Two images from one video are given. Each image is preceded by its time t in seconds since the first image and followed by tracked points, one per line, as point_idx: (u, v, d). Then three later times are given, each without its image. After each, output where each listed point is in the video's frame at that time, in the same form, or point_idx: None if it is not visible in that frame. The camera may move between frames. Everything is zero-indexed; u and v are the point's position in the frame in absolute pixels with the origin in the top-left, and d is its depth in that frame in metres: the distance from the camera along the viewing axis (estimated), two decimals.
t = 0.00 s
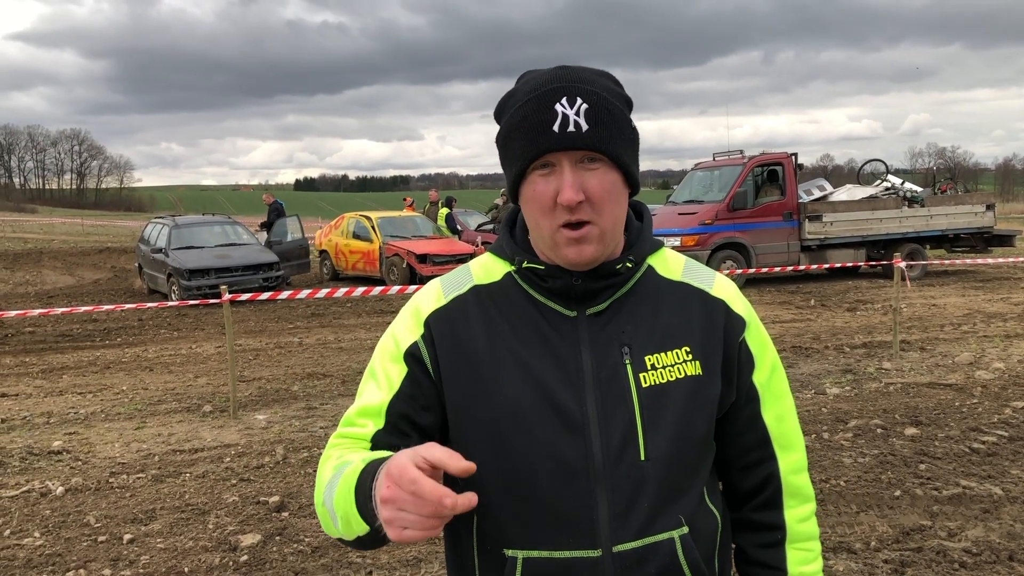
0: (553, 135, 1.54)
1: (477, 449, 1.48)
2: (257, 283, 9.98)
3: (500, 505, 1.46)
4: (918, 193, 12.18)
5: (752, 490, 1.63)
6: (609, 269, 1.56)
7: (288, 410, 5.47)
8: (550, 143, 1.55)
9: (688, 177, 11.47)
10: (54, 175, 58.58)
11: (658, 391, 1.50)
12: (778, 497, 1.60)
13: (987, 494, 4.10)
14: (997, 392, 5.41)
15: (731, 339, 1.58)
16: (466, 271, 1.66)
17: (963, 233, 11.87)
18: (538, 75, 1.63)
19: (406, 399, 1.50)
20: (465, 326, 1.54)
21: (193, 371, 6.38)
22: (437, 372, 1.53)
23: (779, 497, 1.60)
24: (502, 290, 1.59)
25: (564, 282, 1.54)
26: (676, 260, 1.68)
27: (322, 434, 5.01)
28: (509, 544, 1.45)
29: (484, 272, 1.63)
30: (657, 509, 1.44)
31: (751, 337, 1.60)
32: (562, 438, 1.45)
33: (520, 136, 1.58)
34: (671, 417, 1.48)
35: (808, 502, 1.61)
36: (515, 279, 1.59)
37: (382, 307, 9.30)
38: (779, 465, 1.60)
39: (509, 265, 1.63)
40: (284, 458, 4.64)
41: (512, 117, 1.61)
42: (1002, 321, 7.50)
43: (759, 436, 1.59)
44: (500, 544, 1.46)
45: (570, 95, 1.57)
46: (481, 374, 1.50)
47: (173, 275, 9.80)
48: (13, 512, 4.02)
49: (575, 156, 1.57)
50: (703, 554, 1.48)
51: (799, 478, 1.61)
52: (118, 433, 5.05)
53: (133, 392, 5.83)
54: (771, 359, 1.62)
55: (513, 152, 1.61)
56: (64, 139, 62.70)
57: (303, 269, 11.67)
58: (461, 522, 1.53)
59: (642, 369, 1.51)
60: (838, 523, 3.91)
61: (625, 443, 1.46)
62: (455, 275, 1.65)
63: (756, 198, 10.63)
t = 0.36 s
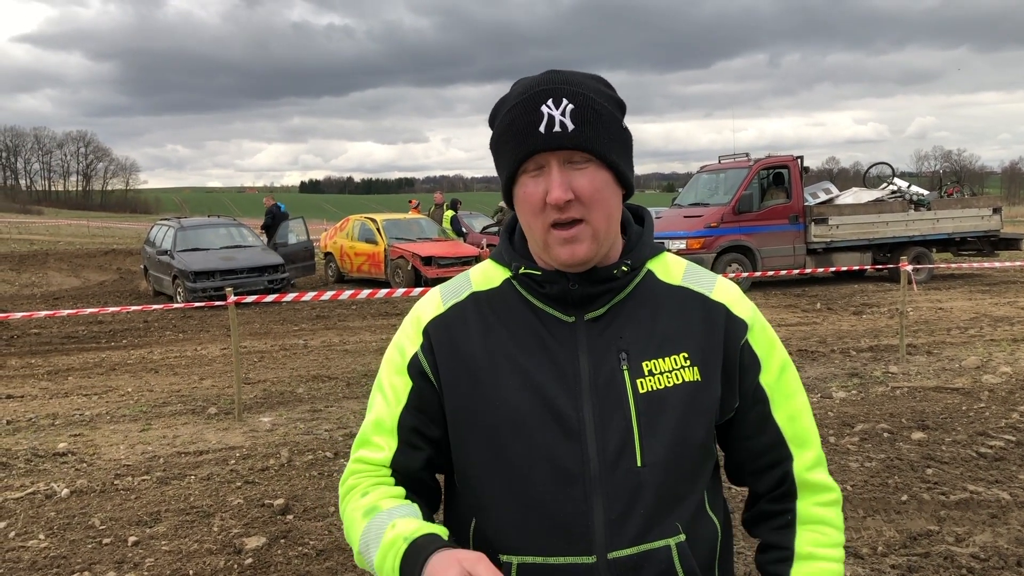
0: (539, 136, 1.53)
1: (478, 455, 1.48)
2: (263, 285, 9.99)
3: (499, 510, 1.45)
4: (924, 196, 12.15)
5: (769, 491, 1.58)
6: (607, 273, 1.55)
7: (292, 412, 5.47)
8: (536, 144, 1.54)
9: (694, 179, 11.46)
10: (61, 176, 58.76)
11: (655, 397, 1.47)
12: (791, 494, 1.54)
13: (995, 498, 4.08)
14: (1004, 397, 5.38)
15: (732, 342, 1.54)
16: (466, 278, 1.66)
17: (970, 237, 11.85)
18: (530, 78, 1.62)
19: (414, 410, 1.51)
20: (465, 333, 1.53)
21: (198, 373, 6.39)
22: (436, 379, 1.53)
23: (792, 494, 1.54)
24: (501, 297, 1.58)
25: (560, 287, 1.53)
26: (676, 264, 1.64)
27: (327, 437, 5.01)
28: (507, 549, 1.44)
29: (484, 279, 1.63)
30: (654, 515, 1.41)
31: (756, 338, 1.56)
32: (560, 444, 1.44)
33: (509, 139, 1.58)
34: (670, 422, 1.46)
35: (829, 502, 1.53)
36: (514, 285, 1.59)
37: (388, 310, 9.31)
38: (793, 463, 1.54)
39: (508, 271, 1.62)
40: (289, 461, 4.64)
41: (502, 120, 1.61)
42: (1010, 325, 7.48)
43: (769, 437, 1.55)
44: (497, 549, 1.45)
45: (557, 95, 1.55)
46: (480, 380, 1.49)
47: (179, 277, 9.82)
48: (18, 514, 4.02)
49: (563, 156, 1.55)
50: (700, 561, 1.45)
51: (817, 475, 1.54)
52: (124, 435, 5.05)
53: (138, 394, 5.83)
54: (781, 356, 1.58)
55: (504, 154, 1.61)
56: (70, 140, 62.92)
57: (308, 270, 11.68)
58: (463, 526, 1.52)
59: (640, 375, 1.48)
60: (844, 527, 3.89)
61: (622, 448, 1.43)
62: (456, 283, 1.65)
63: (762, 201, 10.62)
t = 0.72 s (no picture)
0: (503, 134, 1.51)
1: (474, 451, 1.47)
2: (265, 286, 9.99)
3: (493, 505, 1.45)
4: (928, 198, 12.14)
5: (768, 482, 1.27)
6: (602, 270, 1.48)
7: (295, 413, 5.47)
8: (501, 142, 1.51)
9: (697, 181, 11.46)
10: (63, 177, 58.84)
11: (647, 394, 1.38)
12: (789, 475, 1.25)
13: (1000, 502, 4.07)
14: (1008, 400, 5.37)
15: (726, 329, 1.38)
16: (478, 278, 1.67)
17: (973, 239, 11.83)
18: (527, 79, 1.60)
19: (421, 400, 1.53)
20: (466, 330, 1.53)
21: (201, 373, 6.39)
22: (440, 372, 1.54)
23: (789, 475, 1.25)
24: (505, 295, 1.57)
25: (555, 286, 1.48)
26: (683, 260, 1.53)
27: (330, 438, 5.01)
28: (501, 544, 1.45)
29: (496, 279, 1.63)
30: (643, 516, 1.34)
31: (754, 326, 1.37)
32: (549, 441, 1.41)
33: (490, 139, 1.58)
34: (660, 420, 1.36)
35: (834, 477, 1.24)
36: (518, 285, 1.57)
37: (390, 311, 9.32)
38: (793, 440, 1.27)
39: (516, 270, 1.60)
40: (291, 462, 4.64)
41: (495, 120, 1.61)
42: (1014, 328, 7.47)
43: (767, 426, 1.30)
44: (493, 543, 1.46)
45: (529, 94, 1.51)
46: (475, 375, 1.48)
47: (181, 277, 9.83)
48: (20, 515, 4.02)
49: (528, 154, 1.49)
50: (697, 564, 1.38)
51: (825, 449, 1.26)
52: (126, 435, 5.05)
53: (140, 394, 5.83)
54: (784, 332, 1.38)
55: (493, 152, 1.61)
56: (72, 140, 63.02)
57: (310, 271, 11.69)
58: (469, 518, 1.55)
59: (630, 371, 1.40)
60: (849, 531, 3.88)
61: (609, 446, 1.37)
62: (469, 281, 1.66)
63: (765, 203, 10.62)
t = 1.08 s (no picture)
0: (500, 133, 1.52)
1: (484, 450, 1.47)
2: (266, 286, 9.98)
3: (502, 505, 1.46)
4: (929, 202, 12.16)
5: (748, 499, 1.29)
6: (610, 272, 1.44)
7: (296, 413, 5.47)
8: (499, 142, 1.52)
9: (698, 183, 11.47)
10: (63, 176, 58.83)
11: (654, 401, 1.34)
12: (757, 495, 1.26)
13: (1001, 506, 4.07)
14: (1010, 404, 5.38)
15: (732, 339, 1.34)
16: (494, 271, 1.66)
17: (974, 243, 11.85)
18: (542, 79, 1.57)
19: (436, 395, 1.52)
20: (477, 328, 1.52)
21: (202, 373, 6.38)
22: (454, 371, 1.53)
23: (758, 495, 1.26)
24: (519, 293, 1.55)
25: (564, 287, 1.46)
26: (698, 261, 1.48)
27: (330, 438, 5.00)
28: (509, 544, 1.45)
29: (511, 276, 1.61)
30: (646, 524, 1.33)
31: (758, 338, 1.33)
32: (555, 446, 1.40)
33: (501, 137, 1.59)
34: (666, 430, 1.33)
35: (807, 504, 1.24)
36: (531, 284, 1.55)
37: (391, 311, 9.33)
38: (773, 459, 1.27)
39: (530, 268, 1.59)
40: (292, 462, 4.63)
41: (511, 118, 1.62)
42: (1015, 332, 7.48)
43: (755, 444, 1.29)
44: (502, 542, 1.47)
45: (527, 95, 1.50)
46: (485, 375, 1.48)
47: (182, 276, 9.82)
48: (21, 514, 4.01)
49: (520, 155, 1.48)
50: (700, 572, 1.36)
51: (804, 473, 1.25)
52: (126, 435, 5.05)
53: (141, 394, 5.83)
54: (792, 342, 1.33)
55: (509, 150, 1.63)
56: (73, 139, 62.98)
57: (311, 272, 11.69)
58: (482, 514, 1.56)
59: (638, 378, 1.36)
60: (851, 534, 3.88)
61: (614, 452, 1.35)
62: (485, 274, 1.65)
63: (766, 205, 10.64)
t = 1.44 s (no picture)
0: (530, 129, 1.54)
1: (499, 441, 1.50)
2: (264, 287, 9.98)
3: (509, 499, 1.48)
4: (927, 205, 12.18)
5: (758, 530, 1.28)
6: (632, 274, 1.43)
7: (294, 414, 5.46)
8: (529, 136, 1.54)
9: (697, 185, 11.49)
10: (60, 176, 58.73)
11: (662, 411, 1.33)
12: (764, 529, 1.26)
13: (999, 509, 4.09)
14: (1007, 407, 5.39)
15: (750, 358, 1.31)
16: (528, 269, 1.68)
17: (971, 246, 11.87)
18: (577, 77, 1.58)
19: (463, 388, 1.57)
20: (503, 324, 1.55)
21: (199, 374, 6.37)
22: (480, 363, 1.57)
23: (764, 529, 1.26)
24: (546, 290, 1.57)
25: (586, 286, 1.46)
26: (730, 272, 1.44)
27: (328, 440, 5.00)
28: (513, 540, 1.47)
29: (543, 273, 1.63)
30: (640, 532, 1.33)
31: (782, 361, 1.29)
32: (560, 448, 1.40)
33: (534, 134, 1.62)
34: (671, 442, 1.31)
35: (806, 541, 1.22)
36: (559, 283, 1.56)
37: (389, 313, 9.33)
38: (787, 492, 1.26)
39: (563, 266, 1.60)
40: (289, 463, 4.63)
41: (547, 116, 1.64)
42: (1012, 335, 7.50)
43: (770, 471, 1.28)
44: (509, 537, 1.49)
45: (557, 91, 1.51)
46: (504, 371, 1.50)
47: (180, 277, 9.81)
48: (18, 514, 4.01)
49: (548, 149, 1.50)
50: None
51: (813, 509, 1.23)
52: (124, 435, 5.04)
53: (138, 395, 5.82)
54: (818, 368, 1.29)
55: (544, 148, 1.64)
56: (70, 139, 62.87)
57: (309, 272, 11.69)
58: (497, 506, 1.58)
59: (649, 387, 1.34)
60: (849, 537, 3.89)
61: (615, 459, 1.34)
62: (519, 270, 1.68)
63: (765, 208, 10.68)
